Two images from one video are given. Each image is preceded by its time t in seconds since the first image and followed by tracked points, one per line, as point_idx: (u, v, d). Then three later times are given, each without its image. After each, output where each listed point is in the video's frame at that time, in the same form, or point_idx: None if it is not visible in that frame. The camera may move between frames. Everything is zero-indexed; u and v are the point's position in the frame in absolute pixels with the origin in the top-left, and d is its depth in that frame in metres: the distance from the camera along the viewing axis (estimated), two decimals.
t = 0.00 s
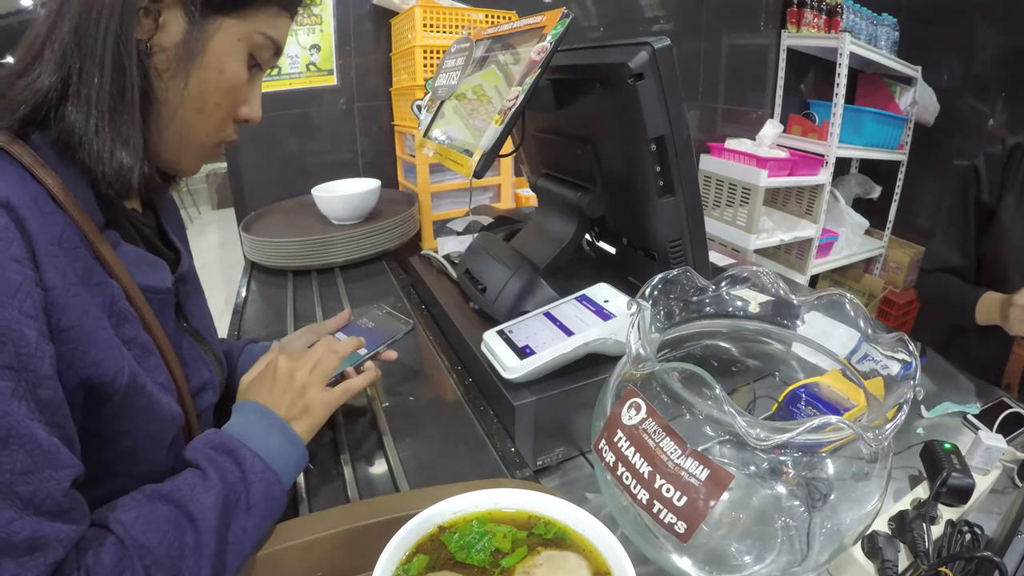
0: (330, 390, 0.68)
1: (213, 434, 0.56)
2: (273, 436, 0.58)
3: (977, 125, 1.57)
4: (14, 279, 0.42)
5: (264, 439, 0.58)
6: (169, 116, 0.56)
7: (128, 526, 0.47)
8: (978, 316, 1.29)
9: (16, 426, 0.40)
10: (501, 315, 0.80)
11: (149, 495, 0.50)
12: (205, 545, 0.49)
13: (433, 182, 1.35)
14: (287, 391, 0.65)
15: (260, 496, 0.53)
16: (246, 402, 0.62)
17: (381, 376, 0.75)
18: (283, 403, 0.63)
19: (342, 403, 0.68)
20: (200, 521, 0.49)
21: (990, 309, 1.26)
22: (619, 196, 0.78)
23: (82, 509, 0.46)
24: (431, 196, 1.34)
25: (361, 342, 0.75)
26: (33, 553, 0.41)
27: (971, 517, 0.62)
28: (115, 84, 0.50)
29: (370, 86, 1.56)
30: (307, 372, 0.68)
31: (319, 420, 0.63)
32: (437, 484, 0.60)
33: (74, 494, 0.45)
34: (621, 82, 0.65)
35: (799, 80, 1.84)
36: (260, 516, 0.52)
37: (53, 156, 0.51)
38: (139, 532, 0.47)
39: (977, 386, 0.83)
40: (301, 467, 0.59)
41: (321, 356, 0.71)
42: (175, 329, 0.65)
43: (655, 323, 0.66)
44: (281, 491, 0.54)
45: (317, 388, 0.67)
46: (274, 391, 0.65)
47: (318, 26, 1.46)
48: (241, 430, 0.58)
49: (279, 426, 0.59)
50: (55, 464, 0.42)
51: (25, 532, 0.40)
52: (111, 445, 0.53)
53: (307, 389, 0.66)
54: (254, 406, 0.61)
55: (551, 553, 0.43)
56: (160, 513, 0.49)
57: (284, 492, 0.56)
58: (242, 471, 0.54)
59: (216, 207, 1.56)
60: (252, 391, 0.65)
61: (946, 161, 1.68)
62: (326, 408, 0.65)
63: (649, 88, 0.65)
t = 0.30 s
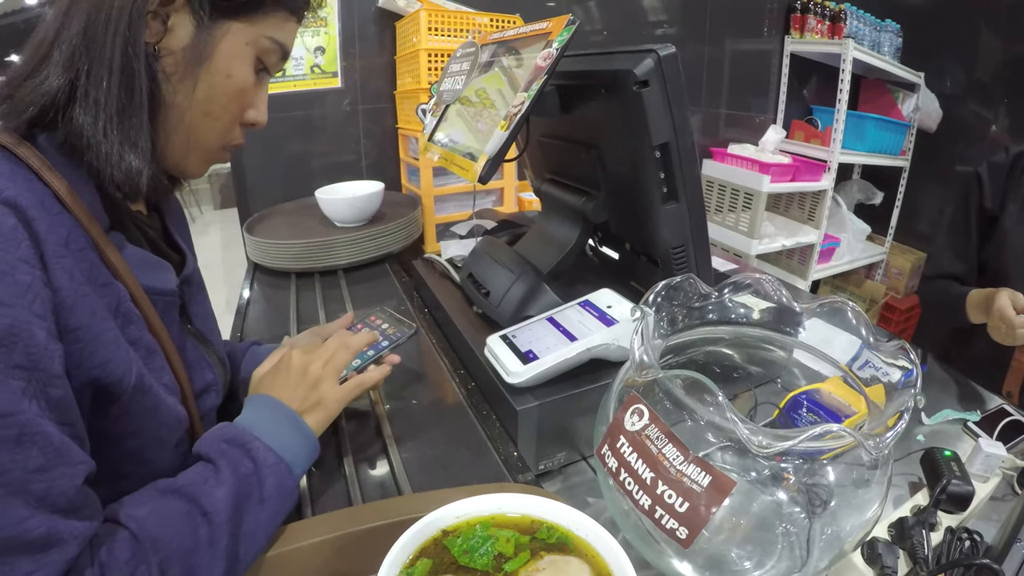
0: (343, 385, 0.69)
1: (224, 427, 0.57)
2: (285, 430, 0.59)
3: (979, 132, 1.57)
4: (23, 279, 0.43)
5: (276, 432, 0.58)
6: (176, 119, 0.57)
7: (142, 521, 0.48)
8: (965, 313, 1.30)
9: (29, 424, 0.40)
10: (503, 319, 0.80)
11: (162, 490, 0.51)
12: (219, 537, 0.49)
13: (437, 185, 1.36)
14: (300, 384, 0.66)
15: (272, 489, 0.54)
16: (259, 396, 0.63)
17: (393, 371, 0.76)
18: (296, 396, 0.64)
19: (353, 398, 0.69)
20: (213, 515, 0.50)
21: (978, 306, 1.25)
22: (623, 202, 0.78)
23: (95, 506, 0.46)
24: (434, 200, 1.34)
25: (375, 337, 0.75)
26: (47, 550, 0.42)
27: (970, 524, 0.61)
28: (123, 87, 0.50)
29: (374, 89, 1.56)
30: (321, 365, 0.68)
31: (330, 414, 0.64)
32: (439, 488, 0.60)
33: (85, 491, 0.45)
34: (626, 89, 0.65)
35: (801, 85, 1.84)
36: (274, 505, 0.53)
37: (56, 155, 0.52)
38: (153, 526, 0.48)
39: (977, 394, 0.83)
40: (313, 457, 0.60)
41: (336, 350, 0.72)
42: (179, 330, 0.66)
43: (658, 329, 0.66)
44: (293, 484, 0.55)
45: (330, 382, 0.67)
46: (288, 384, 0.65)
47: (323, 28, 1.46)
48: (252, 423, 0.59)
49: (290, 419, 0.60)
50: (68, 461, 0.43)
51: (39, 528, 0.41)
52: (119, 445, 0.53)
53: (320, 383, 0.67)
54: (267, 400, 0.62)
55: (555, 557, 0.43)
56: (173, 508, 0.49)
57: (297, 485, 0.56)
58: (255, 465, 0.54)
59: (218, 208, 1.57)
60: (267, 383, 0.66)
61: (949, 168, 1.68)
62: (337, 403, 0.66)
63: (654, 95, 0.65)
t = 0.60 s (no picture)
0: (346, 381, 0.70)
1: (232, 423, 0.57)
2: (292, 426, 0.59)
3: (981, 136, 1.57)
4: (31, 279, 0.43)
5: (282, 427, 0.59)
6: (182, 121, 0.57)
7: (151, 517, 0.48)
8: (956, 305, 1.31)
9: (41, 422, 0.40)
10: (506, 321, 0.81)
11: (171, 486, 0.51)
12: (228, 530, 0.50)
13: (439, 188, 1.36)
14: (305, 380, 0.66)
15: (280, 482, 0.54)
16: (264, 391, 0.64)
17: (397, 367, 0.77)
18: (301, 391, 0.64)
19: (356, 393, 0.70)
20: (222, 509, 0.50)
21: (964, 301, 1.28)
22: (625, 206, 0.79)
23: (105, 503, 0.46)
24: (436, 202, 1.35)
25: (377, 334, 0.76)
26: (62, 545, 0.42)
27: (969, 528, 0.61)
28: (131, 90, 0.50)
29: (376, 91, 1.57)
30: (324, 361, 0.69)
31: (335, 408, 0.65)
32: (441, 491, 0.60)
33: (95, 489, 0.45)
34: (629, 93, 0.66)
35: (803, 89, 1.84)
36: (280, 499, 0.54)
37: (63, 158, 0.52)
38: (163, 522, 0.48)
39: (977, 398, 0.83)
40: (318, 449, 0.61)
41: (338, 347, 0.73)
42: (182, 331, 0.66)
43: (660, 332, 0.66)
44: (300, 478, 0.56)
45: (334, 378, 0.68)
46: (292, 379, 0.66)
47: (326, 30, 1.47)
48: (259, 419, 0.59)
49: (295, 413, 0.61)
50: (79, 459, 0.43)
51: (53, 524, 0.41)
52: (125, 444, 0.54)
53: (324, 378, 0.68)
54: (271, 395, 0.62)
55: (557, 560, 0.43)
56: (182, 503, 0.50)
57: (303, 478, 0.57)
58: (262, 460, 0.55)
59: (220, 208, 1.57)
60: (270, 380, 0.66)
61: (949, 172, 1.69)
62: (342, 398, 0.67)
63: (657, 99, 0.65)
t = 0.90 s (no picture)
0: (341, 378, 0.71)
1: (230, 418, 0.57)
2: (288, 421, 0.60)
3: (976, 133, 1.58)
4: (31, 279, 0.43)
5: (279, 423, 0.59)
6: (177, 123, 0.57)
7: (150, 512, 0.48)
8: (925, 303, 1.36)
9: (43, 419, 0.40)
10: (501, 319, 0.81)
11: (170, 481, 0.51)
12: (227, 524, 0.50)
13: (434, 188, 1.36)
14: (300, 378, 0.67)
15: (277, 475, 0.55)
16: (261, 390, 0.64)
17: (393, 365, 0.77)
18: (297, 389, 0.65)
19: (352, 390, 0.70)
20: (221, 502, 0.50)
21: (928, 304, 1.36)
22: (619, 204, 0.79)
23: (106, 499, 0.47)
24: (431, 203, 1.35)
25: (372, 332, 0.77)
26: (66, 540, 0.42)
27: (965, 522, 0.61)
28: (126, 92, 0.51)
29: (372, 92, 1.57)
30: (319, 360, 0.70)
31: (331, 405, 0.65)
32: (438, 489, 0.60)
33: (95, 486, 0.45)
34: (622, 92, 0.66)
35: (798, 87, 1.85)
36: (277, 494, 0.54)
37: (60, 161, 0.52)
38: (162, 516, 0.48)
39: (973, 393, 0.84)
40: (312, 446, 0.61)
41: (334, 346, 0.74)
42: (178, 332, 0.66)
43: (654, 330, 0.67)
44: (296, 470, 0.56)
45: (329, 375, 0.69)
46: (288, 378, 0.67)
47: (321, 31, 1.47)
48: (255, 416, 0.59)
49: (291, 409, 0.61)
50: (80, 456, 0.43)
51: (56, 520, 0.41)
52: (124, 442, 0.54)
53: (320, 376, 0.68)
54: (267, 393, 0.63)
55: (552, 557, 0.43)
56: (181, 498, 0.50)
57: (299, 472, 0.57)
58: (259, 454, 0.55)
59: (216, 210, 1.57)
60: (268, 379, 0.67)
61: (944, 168, 1.70)
62: (337, 395, 0.67)
63: (650, 98, 0.66)
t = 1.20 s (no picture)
0: (344, 382, 0.71)
1: (230, 426, 0.58)
2: (288, 427, 0.60)
3: (975, 132, 1.58)
4: (30, 285, 0.43)
5: (281, 430, 0.59)
6: (180, 128, 0.57)
7: (148, 520, 0.48)
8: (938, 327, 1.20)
9: (38, 425, 0.41)
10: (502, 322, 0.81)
11: (168, 488, 0.51)
12: (224, 535, 0.50)
13: (435, 192, 1.36)
14: (303, 383, 0.67)
15: (275, 487, 0.55)
16: (264, 395, 0.64)
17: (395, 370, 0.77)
18: (298, 395, 0.65)
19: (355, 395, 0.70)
20: (218, 513, 0.50)
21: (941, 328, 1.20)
22: (618, 207, 0.80)
23: (101, 505, 0.47)
24: (432, 206, 1.36)
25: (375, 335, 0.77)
26: (57, 547, 0.42)
27: (966, 522, 0.62)
28: (130, 97, 0.51)
29: (372, 96, 1.58)
30: (322, 364, 0.70)
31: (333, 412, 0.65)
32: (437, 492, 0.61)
33: (92, 490, 0.46)
34: (620, 95, 0.66)
35: (796, 89, 1.85)
36: (275, 504, 0.54)
37: (63, 167, 0.53)
38: (158, 526, 0.48)
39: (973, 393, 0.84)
40: (314, 455, 0.61)
41: (337, 350, 0.74)
42: (180, 336, 0.66)
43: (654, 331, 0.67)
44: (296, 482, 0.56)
45: (332, 380, 0.69)
46: (291, 384, 0.67)
47: (320, 36, 1.47)
48: (257, 423, 0.59)
49: (292, 414, 0.61)
50: (76, 461, 0.43)
51: (50, 526, 0.41)
52: (123, 447, 0.54)
53: (322, 381, 0.68)
54: (271, 398, 0.63)
55: (553, 557, 0.43)
56: (178, 507, 0.50)
57: (300, 483, 0.57)
58: (257, 463, 0.56)
59: (217, 215, 1.57)
60: (270, 385, 0.68)
61: (943, 168, 1.71)
62: (339, 399, 0.67)
63: (648, 101, 0.66)
